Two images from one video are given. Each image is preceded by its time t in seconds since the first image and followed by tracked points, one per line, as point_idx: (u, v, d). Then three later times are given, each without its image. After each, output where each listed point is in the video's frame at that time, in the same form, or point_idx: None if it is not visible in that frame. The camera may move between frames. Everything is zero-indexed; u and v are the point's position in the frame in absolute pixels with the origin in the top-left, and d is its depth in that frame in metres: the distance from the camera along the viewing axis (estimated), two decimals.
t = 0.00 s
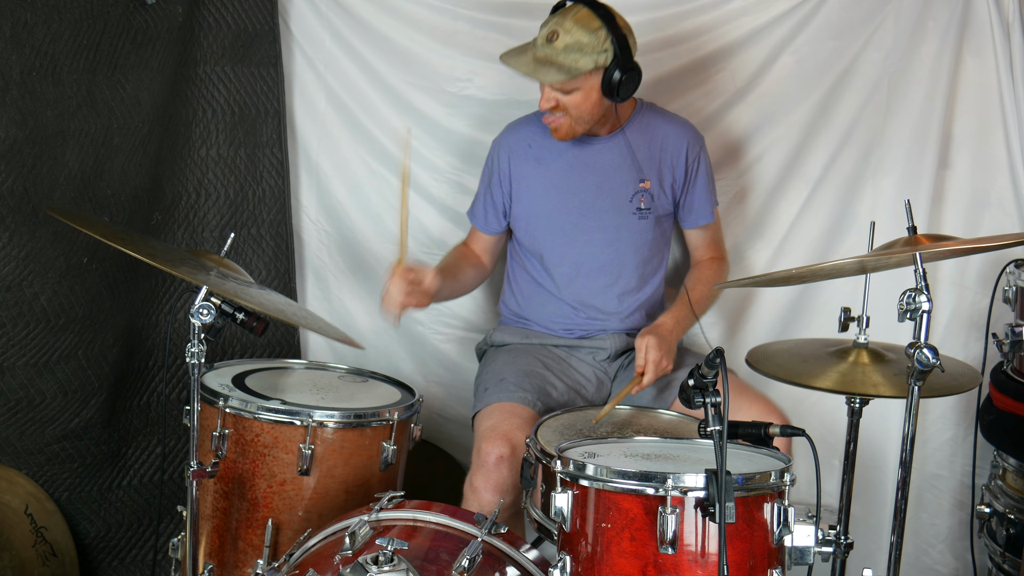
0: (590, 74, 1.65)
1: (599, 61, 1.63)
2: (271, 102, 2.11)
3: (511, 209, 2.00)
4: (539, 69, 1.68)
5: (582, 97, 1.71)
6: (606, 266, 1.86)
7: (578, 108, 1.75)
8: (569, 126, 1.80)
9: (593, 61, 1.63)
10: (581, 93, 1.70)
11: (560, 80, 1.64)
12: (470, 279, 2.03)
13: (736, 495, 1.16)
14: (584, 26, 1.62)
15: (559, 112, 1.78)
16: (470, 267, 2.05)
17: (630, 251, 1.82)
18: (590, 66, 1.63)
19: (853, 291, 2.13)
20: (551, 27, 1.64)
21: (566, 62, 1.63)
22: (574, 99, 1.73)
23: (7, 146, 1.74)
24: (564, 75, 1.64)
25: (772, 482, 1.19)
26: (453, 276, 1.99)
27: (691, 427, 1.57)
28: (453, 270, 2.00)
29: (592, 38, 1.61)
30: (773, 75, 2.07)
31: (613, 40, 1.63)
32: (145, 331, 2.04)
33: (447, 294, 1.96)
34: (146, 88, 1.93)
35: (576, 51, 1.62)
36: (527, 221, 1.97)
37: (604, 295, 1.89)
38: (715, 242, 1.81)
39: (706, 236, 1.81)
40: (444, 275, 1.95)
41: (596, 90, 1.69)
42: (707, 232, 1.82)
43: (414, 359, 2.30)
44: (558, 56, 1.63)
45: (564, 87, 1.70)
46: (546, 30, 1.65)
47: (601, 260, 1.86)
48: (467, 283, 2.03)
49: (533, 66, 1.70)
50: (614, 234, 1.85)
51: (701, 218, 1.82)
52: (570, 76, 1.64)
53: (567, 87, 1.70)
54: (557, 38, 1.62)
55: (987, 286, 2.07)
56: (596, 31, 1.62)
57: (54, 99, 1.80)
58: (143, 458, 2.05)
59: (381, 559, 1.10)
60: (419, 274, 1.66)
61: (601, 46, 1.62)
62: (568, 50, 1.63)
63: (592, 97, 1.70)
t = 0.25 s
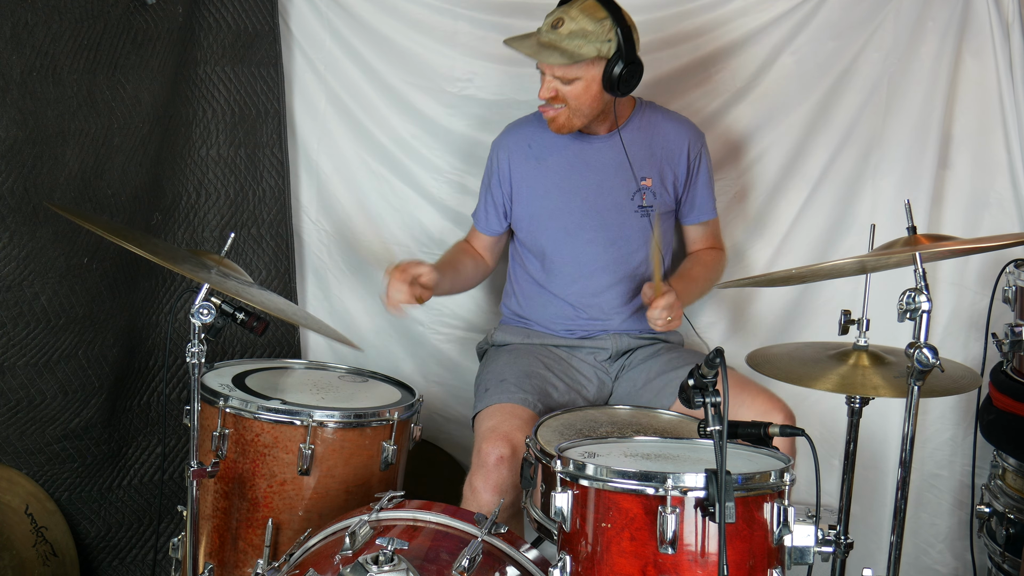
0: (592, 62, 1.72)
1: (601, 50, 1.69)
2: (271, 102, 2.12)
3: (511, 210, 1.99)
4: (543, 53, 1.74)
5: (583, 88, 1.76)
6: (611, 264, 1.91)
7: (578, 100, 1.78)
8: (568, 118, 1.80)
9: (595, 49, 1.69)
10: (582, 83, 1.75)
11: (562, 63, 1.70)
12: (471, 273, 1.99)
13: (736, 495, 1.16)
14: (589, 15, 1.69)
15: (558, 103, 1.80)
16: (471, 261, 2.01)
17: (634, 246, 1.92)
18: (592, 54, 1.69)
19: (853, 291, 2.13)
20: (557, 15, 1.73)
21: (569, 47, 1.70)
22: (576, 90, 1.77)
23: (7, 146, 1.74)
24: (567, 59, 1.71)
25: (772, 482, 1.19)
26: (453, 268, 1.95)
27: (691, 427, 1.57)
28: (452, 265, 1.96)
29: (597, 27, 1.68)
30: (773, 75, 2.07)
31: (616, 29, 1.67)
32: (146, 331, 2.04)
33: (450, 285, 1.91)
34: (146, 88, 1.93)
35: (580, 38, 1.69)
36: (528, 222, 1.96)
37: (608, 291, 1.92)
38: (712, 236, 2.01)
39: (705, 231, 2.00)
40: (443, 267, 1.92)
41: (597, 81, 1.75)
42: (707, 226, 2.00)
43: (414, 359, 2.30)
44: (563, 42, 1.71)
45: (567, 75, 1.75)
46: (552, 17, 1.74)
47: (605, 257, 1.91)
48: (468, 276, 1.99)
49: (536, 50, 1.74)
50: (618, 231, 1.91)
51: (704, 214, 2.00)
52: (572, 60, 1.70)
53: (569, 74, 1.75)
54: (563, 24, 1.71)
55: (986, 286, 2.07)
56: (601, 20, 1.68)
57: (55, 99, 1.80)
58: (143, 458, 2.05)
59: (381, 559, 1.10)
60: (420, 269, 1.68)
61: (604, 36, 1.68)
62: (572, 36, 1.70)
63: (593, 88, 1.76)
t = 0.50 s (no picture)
0: (585, 91, 1.70)
1: (594, 79, 1.68)
2: (271, 102, 2.12)
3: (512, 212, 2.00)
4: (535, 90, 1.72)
5: (579, 114, 1.75)
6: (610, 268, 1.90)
7: (575, 124, 1.77)
8: (569, 138, 1.81)
9: (587, 80, 1.68)
10: (578, 110, 1.74)
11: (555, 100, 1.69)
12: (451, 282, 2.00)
13: (736, 495, 1.16)
14: (577, 44, 1.67)
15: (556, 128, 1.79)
16: (454, 271, 2.01)
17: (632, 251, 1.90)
18: (585, 85, 1.68)
19: (853, 291, 2.13)
20: (545, 45, 1.70)
21: (560, 82, 1.68)
22: (572, 115, 1.75)
23: (7, 146, 1.74)
24: (560, 95, 1.69)
25: (772, 482, 1.19)
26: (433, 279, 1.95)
27: (691, 427, 1.57)
28: (434, 275, 1.96)
29: (587, 58, 1.67)
30: (773, 75, 2.07)
31: (605, 56, 1.66)
32: (146, 331, 2.04)
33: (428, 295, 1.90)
34: (146, 88, 1.93)
35: (569, 71, 1.67)
36: (528, 224, 1.97)
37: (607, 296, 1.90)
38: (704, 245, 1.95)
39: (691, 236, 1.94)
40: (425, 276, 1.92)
41: (592, 106, 1.74)
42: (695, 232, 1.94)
43: (414, 359, 2.30)
44: (554, 76, 1.69)
45: (561, 105, 1.73)
46: (540, 49, 1.71)
47: (604, 261, 1.90)
48: (448, 285, 1.99)
49: (528, 88, 1.72)
50: (616, 235, 1.90)
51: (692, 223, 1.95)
52: (565, 96, 1.68)
53: (564, 105, 1.73)
54: (551, 58, 1.68)
55: (986, 286, 2.07)
56: (590, 49, 1.66)
57: (55, 99, 1.80)
58: (143, 458, 2.05)
59: (381, 559, 1.10)
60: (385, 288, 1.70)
61: (594, 66, 1.67)
62: (562, 70, 1.68)
63: (588, 112, 1.75)
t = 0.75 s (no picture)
0: (588, 63, 1.74)
1: (597, 50, 1.70)
2: (271, 102, 2.12)
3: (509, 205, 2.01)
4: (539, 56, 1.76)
5: (581, 88, 1.77)
6: (601, 264, 1.89)
7: (577, 100, 1.79)
8: (569, 118, 1.81)
9: (591, 50, 1.71)
10: (580, 84, 1.77)
11: (557, 65, 1.73)
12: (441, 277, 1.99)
13: (736, 495, 1.16)
14: (584, 17, 1.72)
15: (558, 105, 1.81)
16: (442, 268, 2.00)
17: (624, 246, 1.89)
18: (588, 55, 1.71)
19: (852, 291, 2.13)
20: (553, 18, 1.77)
21: (564, 50, 1.73)
22: (574, 90, 1.78)
23: (7, 146, 1.74)
24: (563, 61, 1.73)
25: (772, 481, 1.19)
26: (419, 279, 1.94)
27: (691, 427, 1.57)
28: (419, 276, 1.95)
29: (591, 28, 1.70)
30: (773, 75, 2.07)
31: (610, 27, 1.68)
32: (146, 331, 2.04)
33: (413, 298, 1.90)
34: (146, 88, 1.93)
35: (575, 39, 1.72)
36: (523, 217, 1.97)
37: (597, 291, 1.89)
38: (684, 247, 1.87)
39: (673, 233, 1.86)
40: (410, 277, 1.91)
41: (595, 81, 1.76)
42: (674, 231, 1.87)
43: (414, 359, 2.30)
44: (558, 44, 1.73)
45: (564, 76, 1.76)
46: (547, 21, 1.77)
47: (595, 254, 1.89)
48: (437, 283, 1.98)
49: (532, 53, 1.76)
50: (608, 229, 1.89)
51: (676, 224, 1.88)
52: (568, 62, 1.72)
53: (566, 75, 1.76)
54: (557, 28, 1.74)
55: (986, 286, 2.07)
56: (595, 21, 1.70)
57: (55, 99, 1.81)
58: (143, 458, 2.05)
59: (381, 558, 1.10)
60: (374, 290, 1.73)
61: (599, 35, 1.70)
62: (567, 39, 1.73)
63: (591, 88, 1.77)
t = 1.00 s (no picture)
0: (580, 63, 1.69)
1: (588, 50, 1.67)
2: (271, 102, 2.12)
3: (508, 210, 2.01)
4: (529, 57, 1.72)
5: (573, 88, 1.73)
6: (602, 262, 1.88)
7: (571, 100, 1.75)
8: (563, 119, 1.78)
9: (582, 50, 1.67)
10: (572, 85, 1.73)
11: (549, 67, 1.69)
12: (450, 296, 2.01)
13: (736, 495, 1.16)
14: (573, 16, 1.67)
15: (551, 106, 1.77)
16: (451, 287, 2.02)
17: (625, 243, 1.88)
18: (579, 54, 1.67)
19: (852, 291, 2.13)
20: (541, 19, 1.71)
21: (555, 51, 1.68)
22: (567, 91, 1.74)
23: (7, 146, 1.74)
24: (554, 63, 1.69)
25: (772, 481, 1.19)
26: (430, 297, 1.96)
27: (691, 427, 1.57)
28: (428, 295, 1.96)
29: (581, 27, 1.67)
30: (773, 75, 2.07)
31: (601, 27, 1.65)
32: (146, 331, 2.04)
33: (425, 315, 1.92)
34: (146, 88, 1.93)
35: (565, 39, 1.67)
36: (523, 221, 1.97)
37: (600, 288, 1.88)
38: (688, 235, 1.86)
39: (678, 227, 1.86)
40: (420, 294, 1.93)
41: (587, 81, 1.72)
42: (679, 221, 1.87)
43: (414, 359, 2.30)
44: (549, 45, 1.69)
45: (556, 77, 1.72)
46: (536, 21, 1.71)
47: (596, 253, 1.89)
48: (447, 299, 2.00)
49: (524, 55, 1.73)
50: (607, 226, 1.89)
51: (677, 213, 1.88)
52: (559, 63, 1.68)
53: (558, 76, 1.73)
54: (547, 28, 1.69)
55: (986, 286, 2.07)
56: (585, 20, 1.67)
57: (55, 99, 1.81)
58: (143, 458, 2.05)
59: (381, 558, 1.10)
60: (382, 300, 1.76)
61: (590, 35, 1.66)
62: (558, 39, 1.68)
63: (583, 88, 1.73)
